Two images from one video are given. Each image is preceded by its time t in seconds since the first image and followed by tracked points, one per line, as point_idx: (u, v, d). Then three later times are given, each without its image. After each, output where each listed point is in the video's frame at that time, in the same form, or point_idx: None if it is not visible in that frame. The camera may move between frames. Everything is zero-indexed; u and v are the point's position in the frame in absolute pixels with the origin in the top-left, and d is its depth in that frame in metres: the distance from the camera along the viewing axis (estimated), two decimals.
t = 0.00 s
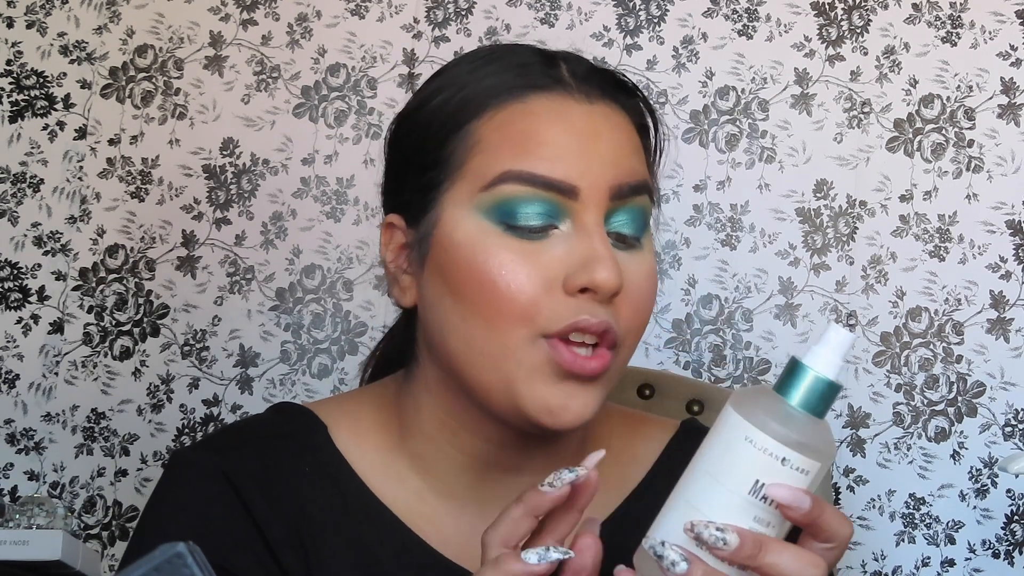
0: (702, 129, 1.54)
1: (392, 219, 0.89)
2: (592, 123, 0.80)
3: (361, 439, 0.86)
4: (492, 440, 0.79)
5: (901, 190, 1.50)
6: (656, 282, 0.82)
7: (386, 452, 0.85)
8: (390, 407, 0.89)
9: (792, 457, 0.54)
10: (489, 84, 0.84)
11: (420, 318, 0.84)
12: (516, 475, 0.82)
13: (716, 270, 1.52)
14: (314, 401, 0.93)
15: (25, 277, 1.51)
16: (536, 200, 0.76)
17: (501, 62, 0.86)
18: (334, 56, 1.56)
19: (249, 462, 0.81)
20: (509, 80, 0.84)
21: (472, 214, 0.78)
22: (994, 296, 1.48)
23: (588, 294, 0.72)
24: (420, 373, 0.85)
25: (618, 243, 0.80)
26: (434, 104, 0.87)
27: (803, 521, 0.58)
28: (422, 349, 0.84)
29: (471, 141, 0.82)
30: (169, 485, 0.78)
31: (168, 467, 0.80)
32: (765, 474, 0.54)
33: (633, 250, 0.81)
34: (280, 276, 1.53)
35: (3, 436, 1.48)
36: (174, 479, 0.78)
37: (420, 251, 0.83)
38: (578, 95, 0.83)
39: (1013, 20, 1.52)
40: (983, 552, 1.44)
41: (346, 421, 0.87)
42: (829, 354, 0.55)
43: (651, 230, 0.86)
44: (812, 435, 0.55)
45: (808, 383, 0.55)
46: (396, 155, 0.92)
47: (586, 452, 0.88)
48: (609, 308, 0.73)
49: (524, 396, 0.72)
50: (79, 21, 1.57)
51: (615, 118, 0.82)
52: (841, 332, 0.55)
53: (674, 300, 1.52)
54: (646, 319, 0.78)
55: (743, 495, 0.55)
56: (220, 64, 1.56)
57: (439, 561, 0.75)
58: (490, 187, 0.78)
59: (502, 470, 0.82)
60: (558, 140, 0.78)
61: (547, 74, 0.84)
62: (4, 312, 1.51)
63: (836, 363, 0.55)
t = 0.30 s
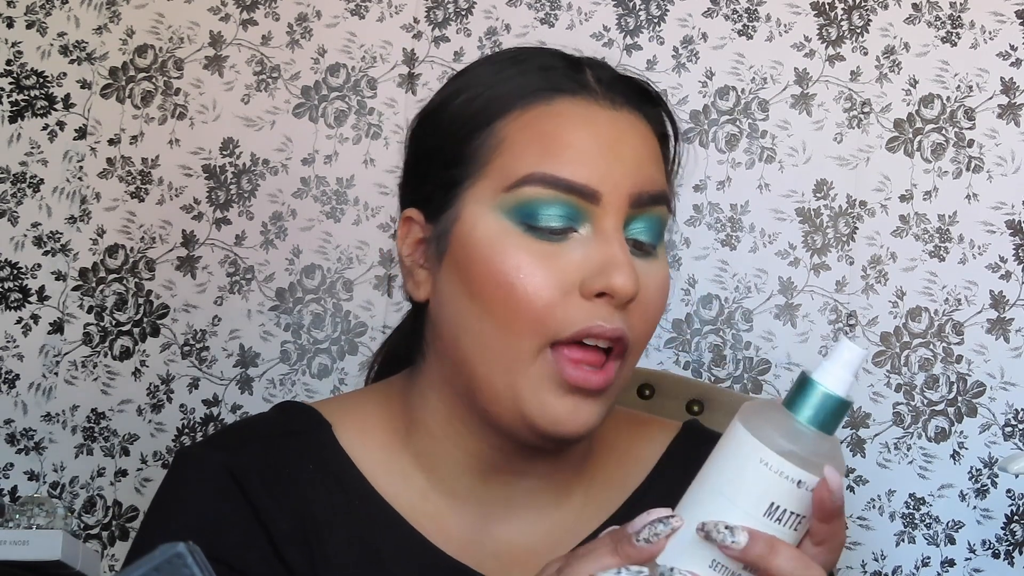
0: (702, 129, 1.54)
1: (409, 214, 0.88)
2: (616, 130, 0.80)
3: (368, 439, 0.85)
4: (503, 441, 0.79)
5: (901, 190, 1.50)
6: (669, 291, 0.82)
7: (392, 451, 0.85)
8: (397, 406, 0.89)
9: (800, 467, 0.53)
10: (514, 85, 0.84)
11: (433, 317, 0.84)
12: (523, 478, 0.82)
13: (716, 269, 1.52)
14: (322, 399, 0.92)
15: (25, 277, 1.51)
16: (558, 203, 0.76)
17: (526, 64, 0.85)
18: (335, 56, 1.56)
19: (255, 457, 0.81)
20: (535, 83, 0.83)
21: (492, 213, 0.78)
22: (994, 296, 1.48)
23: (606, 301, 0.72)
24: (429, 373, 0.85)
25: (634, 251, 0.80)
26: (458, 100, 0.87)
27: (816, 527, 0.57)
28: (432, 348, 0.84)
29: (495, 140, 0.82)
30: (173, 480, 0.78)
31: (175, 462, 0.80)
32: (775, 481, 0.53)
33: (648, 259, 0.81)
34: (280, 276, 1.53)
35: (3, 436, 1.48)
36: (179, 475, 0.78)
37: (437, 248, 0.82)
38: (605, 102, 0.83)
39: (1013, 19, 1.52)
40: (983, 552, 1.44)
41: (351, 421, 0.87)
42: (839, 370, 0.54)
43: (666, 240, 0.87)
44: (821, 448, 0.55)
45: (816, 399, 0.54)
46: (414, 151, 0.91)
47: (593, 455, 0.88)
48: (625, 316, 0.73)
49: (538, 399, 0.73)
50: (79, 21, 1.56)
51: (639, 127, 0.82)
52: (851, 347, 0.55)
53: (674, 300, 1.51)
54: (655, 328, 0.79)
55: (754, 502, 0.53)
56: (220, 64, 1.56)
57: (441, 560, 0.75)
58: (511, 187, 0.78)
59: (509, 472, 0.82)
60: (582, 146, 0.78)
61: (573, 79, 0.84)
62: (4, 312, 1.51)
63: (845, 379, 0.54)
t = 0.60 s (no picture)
0: (702, 129, 1.54)
1: (423, 210, 0.89)
2: (631, 134, 0.80)
3: (375, 435, 0.85)
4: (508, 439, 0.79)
5: (901, 190, 1.50)
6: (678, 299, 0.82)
7: (399, 446, 0.85)
8: (406, 403, 0.89)
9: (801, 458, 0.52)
10: (533, 87, 0.84)
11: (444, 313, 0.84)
12: (527, 478, 0.82)
13: (716, 270, 1.52)
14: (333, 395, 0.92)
15: (25, 277, 1.51)
16: (568, 204, 0.77)
17: (547, 66, 0.86)
18: (335, 56, 1.56)
19: (260, 455, 0.82)
20: (555, 86, 0.84)
21: (504, 211, 0.79)
22: (994, 296, 1.48)
23: (611, 302, 0.72)
24: (440, 370, 0.85)
25: (644, 256, 0.80)
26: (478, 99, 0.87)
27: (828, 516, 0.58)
28: (443, 345, 0.84)
29: (511, 140, 0.82)
30: (180, 476, 0.79)
31: (182, 459, 0.81)
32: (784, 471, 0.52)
33: (658, 265, 0.81)
34: (280, 276, 1.53)
35: (3, 436, 1.48)
36: (187, 470, 0.80)
37: (448, 244, 0.83)
38: (622, 107, 0.83)
39: (1013, 20, 1.52)
40: (983, 551, 1.44)
41: (359, 416, 0.87)
42: (826, 363, 0.54)
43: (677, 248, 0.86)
44: (819, 440, 0.54)
45: (806, 392, 0.54)
46: (431, 148, 0.92)
47: (597, 456, 0.87)
48: (630, 319, 0.73)
49: (540, 398, 0.72)
50: (79, 21, 1.56)
51: (656, 134, 0.82)
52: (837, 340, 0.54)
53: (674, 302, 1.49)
54: (664, 335, 0.78)
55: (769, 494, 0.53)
56: (220, 64, 1.56)
57: (446, 557, 0.75)
58: (524, 187, 0.79)
59: (513, 471, 0.81)
60: (596, 148, 0.78)
61: (593, 83, 0.85)
62: (4, 312, 1.51)
63: (833, 371, 0.54)
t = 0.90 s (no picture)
0: (702, 129, 1.54)
1: (425, 214, 0.89)
2: (630, 130, 0.80)
3: (379, 433, 0.85)
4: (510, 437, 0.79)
5: (901, 190, 1.50)
6: (680, 293, 0.82)
7: (402, 445, 0.85)
8: (409, 401, 0.89)
9: (797, 473, 0.53)
10: (530, 87, 0.84)
11: (446, 312, 0.84)
12: (530, 474, 0.82)
13: (716, 270, 1.52)
14: (336, 394, 0.93)
15: (25, 277, 1.51)
16: (568, 201, 0.77)
17: (544, 65, 0.86)
18: (335, 56, 1.56)
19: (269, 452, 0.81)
20: (552, 84, 0.84)
21: (504, 211, 0.79)
22: (994, 296, 1.48)
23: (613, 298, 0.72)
24: (441, 368, 0.86)
25: (645, 251, 0.80)
26: (475, 99, 0.87)
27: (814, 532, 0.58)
28: (445, 346, 0.85)
29: (509, 140, 0.82)
30: (186, 471, 0.78)
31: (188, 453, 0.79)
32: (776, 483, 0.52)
33: (661, 260, 0.81)
34: (280, 276, 1.53)
35: (3, 435, 1.48)
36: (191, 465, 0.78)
37: (449, 246, 0.83)
38: (619, 103, 0.83)
39: (1013, 19, 1.51)
40: (983, 552, 1.44)
41: (361, 414, 0.87)
42: (832, 379, 0.54)
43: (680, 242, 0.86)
44: (820, 457, 0.54)
45: (809, 408, 0.54)
46: (431, 151, 0.92)
47: (600, 452, 0.88)
48: (632, 314, 0.73)
49: (542, 398, 0.73)
50: (80, 21, 1.57)
51: (653, 128, 0.82)
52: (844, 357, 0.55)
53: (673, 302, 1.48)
54: (666, 329, 0.78)
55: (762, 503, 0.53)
56: (220, 64, 1.56)
57: (453, 556, 0.75)
58: (523, 186, 0.79)
59: (517, 468, 0.82)
60: (594, 145, 0.78)
61: (590, 81, 0.85)
62: (4, 312, 1.51)
63: (838, 389, 0.54)
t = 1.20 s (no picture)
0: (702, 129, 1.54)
1: (438, 218, 0.89)
2: (642, 133, 0.80)
3: (391, 435, 0.85)
4: (523, 439, 0.80)
5: (901, 190, 1.50)
6: (696, 295, 0.82)
7: (414, 446, 0.85)
8: (422, 403, 0.89)
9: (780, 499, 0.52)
10: (543, 90, 0.84)
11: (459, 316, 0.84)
12: (544, 478, 0.82)
13: (716, 270, 1.52)
14: (347, 395, 0.92)
15: (25, 277, 1.51)
16: (581, 206, 0.77)
17: (557, 67, 0.86)
18: (335, 56, 1.56)
19: (279, 449, 0.81)
20: (565, 87, 0.84)
21: (517, 216, 0.79)
22: (994, 296, 1.48)
23: (627, 303, 0.72)
24: (454, 370, 0.86)
25: (659, 256, 0.79)
26: (487, 103, 0.88)
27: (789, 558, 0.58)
28: (459, 350, 0.84)
29: (522, 144, 0.82)
30: (195, 467, 0.79)
31: (199, 449, 0.80)
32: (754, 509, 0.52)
33: (676, 265, 0.81)
34: (280, 276, 1.53)
35: (3, 436, 1.48)
36: (202, 461, 0.79)
37: (462, 250, 0.83)
38: (631, 105, 0.83)
39: (1013, 19, 1.52)
40: (983, 552, 1.44)
41: (374, 415, 0.87)
42: (818, 401, 0.52)
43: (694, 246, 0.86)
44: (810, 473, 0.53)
45: (793, 429, 0.52)
46: (444, 153, 0.92)
47: (612, 455, 0.88)
48: (647, 319, 0.73)
49: (556, 403, 0.73)
50: (80, 21, 1.56)
51: (666, 131, 0.82)
52: (835, 374, 0.52)
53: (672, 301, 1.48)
54: (681, 334, 0.78)
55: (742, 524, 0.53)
56: (220, 64, 1.56)
57: (462, 556, 0.75)
58: (535, 191, 0.79)
59: (530, 471, 0.82)
60: (607, 150, 0.78)
61: (602, 84, 0.85)
62: (4, 312, 1.51)
63: (826, 409, 0.52)
